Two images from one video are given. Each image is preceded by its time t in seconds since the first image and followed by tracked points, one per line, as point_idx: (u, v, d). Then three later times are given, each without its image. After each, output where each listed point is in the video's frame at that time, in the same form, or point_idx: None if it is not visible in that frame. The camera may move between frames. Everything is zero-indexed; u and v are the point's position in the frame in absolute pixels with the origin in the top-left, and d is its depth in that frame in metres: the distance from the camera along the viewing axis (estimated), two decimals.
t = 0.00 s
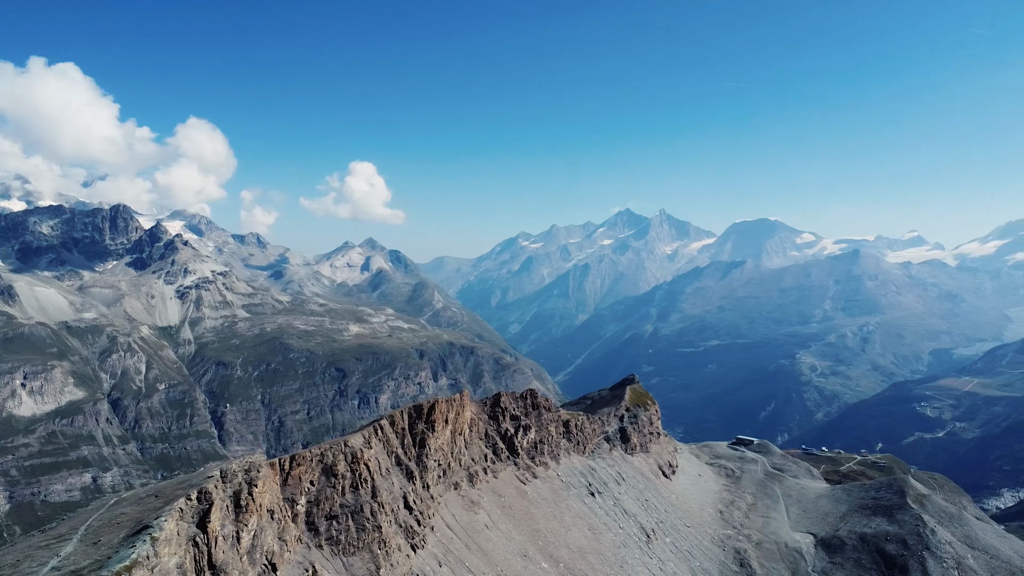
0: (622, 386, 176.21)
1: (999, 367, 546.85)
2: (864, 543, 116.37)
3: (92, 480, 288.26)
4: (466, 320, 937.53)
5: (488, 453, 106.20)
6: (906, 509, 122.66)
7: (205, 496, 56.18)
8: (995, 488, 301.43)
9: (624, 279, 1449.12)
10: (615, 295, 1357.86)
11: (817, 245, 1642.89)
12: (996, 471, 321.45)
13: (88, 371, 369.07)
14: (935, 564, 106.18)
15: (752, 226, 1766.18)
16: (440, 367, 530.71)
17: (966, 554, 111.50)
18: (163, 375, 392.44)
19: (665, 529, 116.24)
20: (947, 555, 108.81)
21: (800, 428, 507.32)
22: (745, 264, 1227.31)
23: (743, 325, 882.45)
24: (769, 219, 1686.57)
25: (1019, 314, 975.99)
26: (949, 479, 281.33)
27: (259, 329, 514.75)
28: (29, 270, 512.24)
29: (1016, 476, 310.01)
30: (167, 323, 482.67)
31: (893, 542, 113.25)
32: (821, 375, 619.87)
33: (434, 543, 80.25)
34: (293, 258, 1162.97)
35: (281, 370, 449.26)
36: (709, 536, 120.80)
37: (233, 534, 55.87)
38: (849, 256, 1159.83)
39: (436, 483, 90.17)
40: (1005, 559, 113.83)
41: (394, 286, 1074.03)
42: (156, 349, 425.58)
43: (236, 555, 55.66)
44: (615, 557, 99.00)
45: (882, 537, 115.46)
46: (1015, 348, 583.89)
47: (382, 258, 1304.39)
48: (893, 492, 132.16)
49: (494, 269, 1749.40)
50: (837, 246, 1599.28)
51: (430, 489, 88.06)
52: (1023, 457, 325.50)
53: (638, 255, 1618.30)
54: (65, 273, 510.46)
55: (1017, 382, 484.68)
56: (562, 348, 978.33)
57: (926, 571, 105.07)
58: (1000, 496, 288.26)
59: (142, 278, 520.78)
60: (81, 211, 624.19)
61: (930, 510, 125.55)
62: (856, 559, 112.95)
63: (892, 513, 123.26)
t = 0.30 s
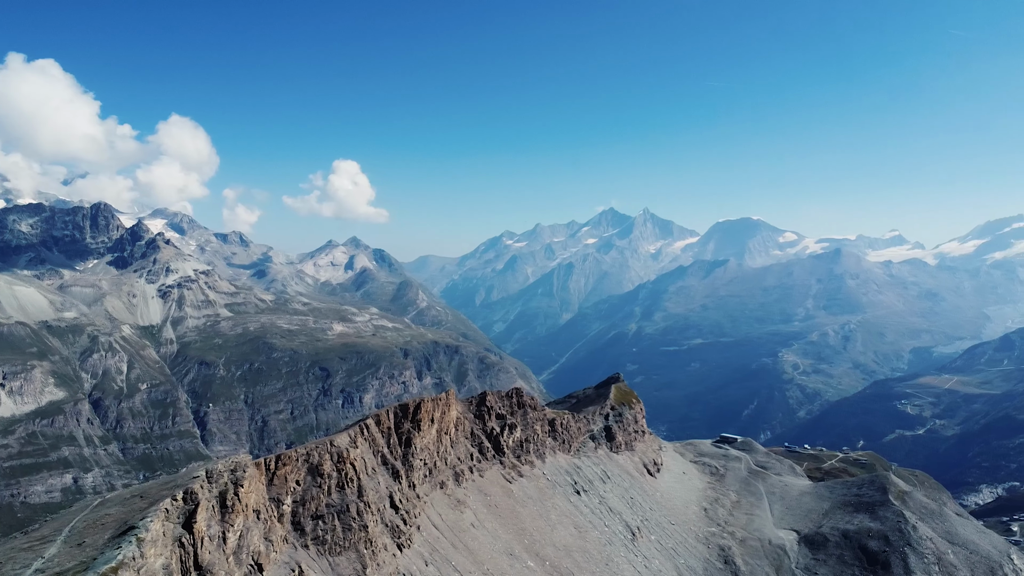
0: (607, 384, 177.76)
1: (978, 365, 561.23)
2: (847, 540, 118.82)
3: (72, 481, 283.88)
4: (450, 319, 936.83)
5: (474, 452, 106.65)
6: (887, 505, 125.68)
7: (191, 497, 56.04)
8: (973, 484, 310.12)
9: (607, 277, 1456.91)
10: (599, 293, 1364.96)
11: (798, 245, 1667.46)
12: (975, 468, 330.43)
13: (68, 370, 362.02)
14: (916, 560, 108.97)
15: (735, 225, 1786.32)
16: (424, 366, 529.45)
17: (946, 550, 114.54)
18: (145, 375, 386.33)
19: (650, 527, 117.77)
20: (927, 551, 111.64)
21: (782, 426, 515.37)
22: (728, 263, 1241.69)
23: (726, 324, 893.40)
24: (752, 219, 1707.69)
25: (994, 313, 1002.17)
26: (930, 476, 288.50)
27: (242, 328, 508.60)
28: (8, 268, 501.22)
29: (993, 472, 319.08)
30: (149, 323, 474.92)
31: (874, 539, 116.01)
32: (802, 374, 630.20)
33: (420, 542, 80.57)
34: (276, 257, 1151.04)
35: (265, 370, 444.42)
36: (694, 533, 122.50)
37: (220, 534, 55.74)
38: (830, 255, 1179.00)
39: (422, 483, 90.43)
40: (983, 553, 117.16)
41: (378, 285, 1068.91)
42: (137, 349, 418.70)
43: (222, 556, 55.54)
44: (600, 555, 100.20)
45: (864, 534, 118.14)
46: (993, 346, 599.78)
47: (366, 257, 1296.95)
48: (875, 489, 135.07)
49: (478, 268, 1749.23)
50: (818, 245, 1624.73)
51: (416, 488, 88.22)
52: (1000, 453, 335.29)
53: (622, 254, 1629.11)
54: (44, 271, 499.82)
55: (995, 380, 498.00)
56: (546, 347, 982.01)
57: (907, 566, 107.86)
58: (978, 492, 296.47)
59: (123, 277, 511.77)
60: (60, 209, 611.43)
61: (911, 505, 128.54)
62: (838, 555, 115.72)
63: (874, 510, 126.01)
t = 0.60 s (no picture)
0: (592, 383, 179.20)
1: (958, 363, 575.79)
2: (830, 537, 121.26)
3: (52, 482, 279.08)
4: (435, 317, 935.65)
5: (459, 451, 107.02)
6: (869, 502, 128.50)
7: (176, 498, 55.98)
8: (953, 480, 319.31)
9: (591, 276, 1464.63)
10: (583, 291, 1372.08)
11: (780, 244, 1690.95)
12: (954, 465, 339.86)
13: (48, 370, 354.82)
14: (898, 556, 111.61)
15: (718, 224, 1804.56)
16: (409, 365, 527.67)
17: (928, 545, 117.25)
18: (127, 374, 380.13)
19: (635, 524, 119.25)
20: (908, 547, 114.24)
21: (765, 423, 523.04)
22: (711, 262, 1254.80)
23: (709, 322, 903.56)
24: (735, 218, 1726.62)
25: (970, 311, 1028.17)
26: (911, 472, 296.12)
27: (225, 327, 502.40)
28: None
29: (972, 469, 328.71)
30: (130, 322, 467.23)
31: (858, 535, 118.65)
32: (785, 372, 639.88)
33: (406, 541, 80.79)
34: (259, 255, 1139.07)
35: (248, 369, 439.25)
36: (678, 530, 124.13)
37: (205, 535, 55.66)
38: (811, 254, 1196.79)
39: (408, 482, 90.63)
40: (963, 549, 120.27)
41: (362, 283, 1063.46)
42: (119, 348, 411.62)
43: (208, 556, 55.45)
44: (586, 553, 101.28)
45: (847, 530, 120.68)
46: (971, 345, 616.94)
47: (350, 256, 1289.03)
48: (857, 485, 138.06)
49: (462, 267, 1748.23)
50: (801, 244, 1648.76)
51: (402, 487, 88.53)
52: (979, 450, 344.29)
53: (606, 252, 1638.05)
54: (24, 270, 489.14)
55: (974, 379, 512.08)
56: (531, 346, 984.87)
57: (889, 562, 110.30)
58: (958, 489, 305.12)
59: (104, 276, 502.94)
60: (40, 206, 599.28)
61: (892, 502, 131.48)
62: (822, 552, 118.21)
63: (856, 506, 128.73)
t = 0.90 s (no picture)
0: (577, 381, 180.54)
1: (937, 360, 589.08)
2: (814, 533, 123.78)
3: (33, 483, 274.42)
4: (419, 316, 933.36)
5: (446, 449, 107.41)
6: (852, 498, 131.33)
7: (162, 498, 55.75)
8: (933, 477, 327.72)
9: (576, 275, 1469.86)
10: (567, 290, 1377.95)
11: (763, 242, 1711.15)
12: (934, 461, 348.82)
13: (27, 370, 347.42)
14: (880, 552, 114.24)
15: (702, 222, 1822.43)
16: (393, 363, 525.91)
17: (909, 541, 120.10)
18: (108, 374, 373.67)
19: (621, 522, 120.72)
20: (890, 542, 116.95)
21: (748, 421, 530.18)
22: (695, 260, 1266.99)
23: (693, 321, 913.33)
24: (718, 217, 1745.28)
25: (947, 309, 1051.52)
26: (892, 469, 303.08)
27: (208, 326, 495.92)
28: None
29: (952, 465, 338.02)
30: (112, 321, 459.13)
31: (841, 531, 121.31)
32: (767, 369, 649.38)
33: (393, 540, 81.02)
34: (241, 253, 1125.45)
35: (231, 368, 433.99)
36: (664, 527, 125.93)
37: (192, 535, 55.65)
38: (793, 252, 1213.62)
39: (394, 481, 90.82)
40: (943, 544, 123.50)
41: (346, 282, 1056.35)
42: (100, 348, 404.07)
43: (194, 556, 55.41)
44: (572, 551, 102.40)
45: (830, 527, 123.44)
46: (951, 343, 632.17)
47: (333, 254, 1279.38)
48: (840, 482, 140.95)
49: (447, 265, 1744.77)
50: (783, 243, 1670.98)
51: (388, 486, 88.72)
52: (958, 447, 353.44)
53: (591, 251, 1645.87)
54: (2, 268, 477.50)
55: (953, 376, 524.43)
56: (515, 344, 986.76)
57: (871, 557, 113.00)
58: (938, 485, 313.11)
59: (84, 274, 493.29)
60: (19, 204, 585.93)
61: (874, 499, 134.48)
62: (806, 548, 120.77)
63: (839, 503, 131.52)
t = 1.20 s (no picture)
0: (562, 379, 181.75)
1: (918, 358, 601.55)
2: (798, 529, 126.30)
3: (12, 483, 269.88)
4: (403, 314, 929.74)
5: (431, 448, 107.68)
6: (834, 495, 134.18)
7: (148, 497, 55.59)
8: (914, 473, 335.81)
9: (561, 273, 1474.70)
10: (552, 289, 1382.25)
11: (746, 241, 1731.30)
12: (915, 457, 357.33)
13: (6, 369, 340.16)
14: (862, 547, 116.86)
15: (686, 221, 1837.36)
16: (378, 362, 523.48)
17: (891, 536, 122.86)
18: (89, 373, 367.35)
19: (606, 519, 122.07)
20: (872, 538, 119.68)
21: (731, 418, 537.05)
22: (679, 259, 1277.65)
23: (677, 319, 921.78)
24: (702, 216, 1761.06)
25: (927, 307, 1072.95)
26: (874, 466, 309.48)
27: (190, 324, 489.28)
28: None
29: (932, 461, 346.63)
30: (93, 319, 451.39)
31: (824, 527, 123.99)
32: (750, 367, 658.02)
33: (379, 539, 81.19)
34: (224, 251, 1111.69)
35: (214, 367, 428.64)
36: (649, 524, 127.46)
37: (178, 535, 55.53)
38: (776, 251, 1228.89)
39: (380, 479, 90.93)
40: (923, 538, 126.65)
41: (330, 280, 1048.09)
42: (81, 346, 397.01)
43: (180, 556, 55.30)
44: (557, 548, 103.48)
45: (814, 523, 125.90)
46: (931, 340, 646.16)
47: (317, 252, 1268.96)
48: (823, 478, 143.83)
49: (431, 263, 1739.80)
50: (766, 241, 1691.36)
51: (374, 485, 88.79)
52: (939, 443, 362.08)
53: (575, 249, 1651.57)
54: None
55: (933, 373, 536.03)
56: (500, 342, 988.14)
57: (854, 553, 115.42)
58: (919, 481, 320.73)
59: (64, 273, 484.54)
60: None
61: (857, 494, 137.39)
62: (789, 544, 123.19)
63: (822, 499, 134.21)
